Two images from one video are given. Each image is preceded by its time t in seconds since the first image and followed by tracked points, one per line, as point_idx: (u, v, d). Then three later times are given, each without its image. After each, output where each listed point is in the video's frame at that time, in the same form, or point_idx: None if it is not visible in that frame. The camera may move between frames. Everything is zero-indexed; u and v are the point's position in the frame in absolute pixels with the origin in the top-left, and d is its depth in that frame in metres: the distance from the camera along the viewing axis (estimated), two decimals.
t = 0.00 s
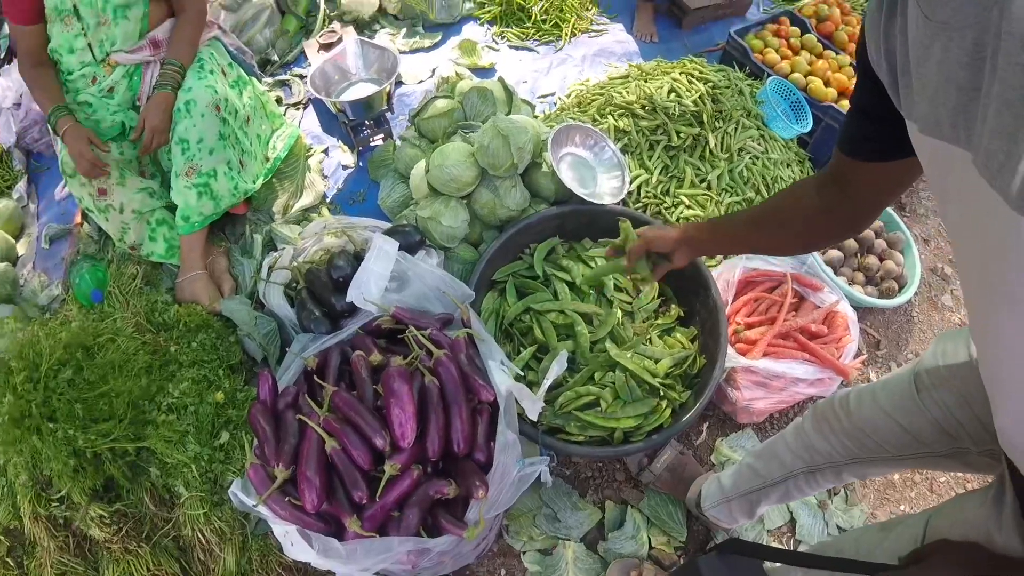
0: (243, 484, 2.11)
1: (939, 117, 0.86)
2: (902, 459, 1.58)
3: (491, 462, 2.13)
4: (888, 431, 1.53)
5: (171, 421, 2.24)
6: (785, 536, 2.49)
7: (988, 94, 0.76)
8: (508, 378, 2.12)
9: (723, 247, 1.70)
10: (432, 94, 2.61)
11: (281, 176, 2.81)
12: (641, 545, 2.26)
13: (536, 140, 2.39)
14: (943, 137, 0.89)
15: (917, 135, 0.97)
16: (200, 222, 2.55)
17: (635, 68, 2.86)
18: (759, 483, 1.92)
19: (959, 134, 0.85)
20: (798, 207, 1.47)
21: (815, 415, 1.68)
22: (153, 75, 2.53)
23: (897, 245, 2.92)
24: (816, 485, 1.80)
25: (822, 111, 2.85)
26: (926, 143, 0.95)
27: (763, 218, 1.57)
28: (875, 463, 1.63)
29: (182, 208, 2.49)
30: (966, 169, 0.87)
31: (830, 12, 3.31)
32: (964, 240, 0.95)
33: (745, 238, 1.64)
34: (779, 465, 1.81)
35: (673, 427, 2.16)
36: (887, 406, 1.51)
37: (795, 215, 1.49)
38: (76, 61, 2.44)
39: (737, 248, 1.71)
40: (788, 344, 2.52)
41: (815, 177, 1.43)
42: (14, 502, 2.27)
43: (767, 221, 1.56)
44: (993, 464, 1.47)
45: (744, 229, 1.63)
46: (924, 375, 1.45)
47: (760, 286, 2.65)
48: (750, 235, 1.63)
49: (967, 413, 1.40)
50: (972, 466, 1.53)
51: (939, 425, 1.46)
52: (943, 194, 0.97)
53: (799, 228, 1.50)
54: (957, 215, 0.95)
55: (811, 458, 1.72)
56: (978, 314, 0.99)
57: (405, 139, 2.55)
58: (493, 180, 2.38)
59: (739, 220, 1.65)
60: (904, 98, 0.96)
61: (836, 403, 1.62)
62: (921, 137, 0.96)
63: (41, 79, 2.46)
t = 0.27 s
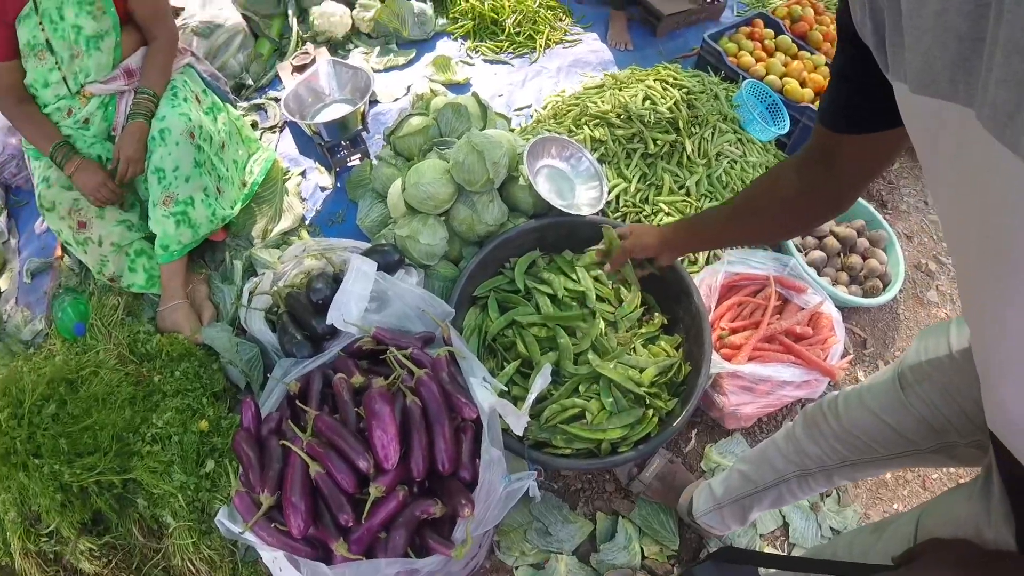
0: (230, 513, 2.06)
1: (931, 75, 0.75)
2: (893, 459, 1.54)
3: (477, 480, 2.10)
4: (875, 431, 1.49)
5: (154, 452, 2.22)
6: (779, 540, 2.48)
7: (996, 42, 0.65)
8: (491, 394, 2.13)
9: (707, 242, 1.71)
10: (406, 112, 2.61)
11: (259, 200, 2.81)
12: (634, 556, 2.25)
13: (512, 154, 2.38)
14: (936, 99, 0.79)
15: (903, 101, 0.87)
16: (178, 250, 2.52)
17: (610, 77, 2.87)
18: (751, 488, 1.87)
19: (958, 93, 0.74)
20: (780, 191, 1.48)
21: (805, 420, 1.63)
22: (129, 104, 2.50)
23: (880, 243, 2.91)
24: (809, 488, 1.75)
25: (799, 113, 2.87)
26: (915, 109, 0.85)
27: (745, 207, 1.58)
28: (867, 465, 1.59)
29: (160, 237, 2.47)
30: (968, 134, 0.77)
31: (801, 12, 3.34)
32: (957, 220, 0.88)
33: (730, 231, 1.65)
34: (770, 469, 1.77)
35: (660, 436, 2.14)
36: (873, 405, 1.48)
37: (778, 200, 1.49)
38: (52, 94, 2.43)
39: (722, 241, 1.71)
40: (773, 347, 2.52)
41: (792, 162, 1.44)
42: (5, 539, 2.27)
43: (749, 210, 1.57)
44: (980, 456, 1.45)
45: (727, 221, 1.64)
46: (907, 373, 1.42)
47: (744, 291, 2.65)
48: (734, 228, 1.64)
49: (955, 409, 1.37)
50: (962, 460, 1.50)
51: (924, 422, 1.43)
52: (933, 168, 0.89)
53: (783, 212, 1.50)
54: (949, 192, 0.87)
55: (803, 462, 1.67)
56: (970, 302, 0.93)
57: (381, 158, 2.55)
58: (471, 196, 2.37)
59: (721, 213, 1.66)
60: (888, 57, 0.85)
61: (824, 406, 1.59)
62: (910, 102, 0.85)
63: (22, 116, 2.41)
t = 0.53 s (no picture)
0: (220, 513, 2.07)
1: (963, 6, 0.74)
2: (877, 456, 1.54)
3: (467, 482, 2.08)
4: (858, 428, 1.48)
5: (145, 453, 2.22)
6: (768, 546, 2.48)
7: None
8: (481, 397, 2.14)
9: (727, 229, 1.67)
10: (398, 115, 2.62)
11: (250, 203, 2.82)
12: (622, 561, 2.26)
13: (503, 156, 2.38)
14: (955, 44, 0.78)
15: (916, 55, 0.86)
16: (170, 253, 2.52)
17: (601, 80, 2.89)
18: (738, 491, 1.86)
19: (982, 48, 0.74)
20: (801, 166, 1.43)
21: (790, 420, 1.64)
22: (118, 109, 2.55)
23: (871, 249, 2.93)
24: (796, 488, 1.74)
25: (790, 117, 2.94)
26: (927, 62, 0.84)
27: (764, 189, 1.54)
28: (853, 463, 1.58)
29: (151, 240, 2.47)
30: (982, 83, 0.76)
31: (792, 16, 3.38)
32: (958, 190, 0.86)
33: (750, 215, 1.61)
34: (756, 471, 1.77)
35: (651, 440, 2.14)
36: (853, 402, 1.48)
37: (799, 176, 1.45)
38: (42, 99, 2.47)
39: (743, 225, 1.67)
40: (764, 353, 2.53)
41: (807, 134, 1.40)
42: None
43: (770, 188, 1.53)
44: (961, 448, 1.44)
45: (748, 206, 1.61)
46: (886, 368, 1.43)
47: (734, 296, 2.67)
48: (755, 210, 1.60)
49: (932, 402, 1.37)
50: (947, 452, 1.49)
51: (904, 417, 1.42)
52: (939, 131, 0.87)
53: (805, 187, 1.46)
54: (952, 158, 0.85)
55: (787, 462, 1.67)
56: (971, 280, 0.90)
57: (372, 161, 2.55)
58: (462, 199, 2.38)
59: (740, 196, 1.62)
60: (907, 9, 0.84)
61: (808, 407, 1.59)
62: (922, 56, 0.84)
63: (10, 122, 2.44)
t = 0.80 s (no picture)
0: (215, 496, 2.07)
1: None
2: (867, 475, 1.50)
3: (464, 482, 2.08)
4: (843, 442, 1.46)
5: (145, 430, 2.24)
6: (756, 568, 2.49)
7: None
8: (483, 399, 2.13)
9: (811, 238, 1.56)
10: (414, 111, 2.63)
11: (261, 189, 2.83)
12: (609, 572, 2.26)
13: (518, 159, 2.39)
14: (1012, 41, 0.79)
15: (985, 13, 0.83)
16: (180, 234, 2.52)
17: (618, 90, 2.90)
18: (727, 505, 1.87)
19: None
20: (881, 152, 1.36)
21: (782, 433, 1.63)
22: (136, 88, 2.58)
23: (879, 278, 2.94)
24: (783, 503, 1.72)
25: (807, 138, 2.93)
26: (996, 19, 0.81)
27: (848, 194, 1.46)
28: (839, 480, 1.55)
29: (162, 220, 2.47)
30: None
31: (812, 36, 3.39)
32: (997, 209, 0.84)
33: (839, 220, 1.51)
34: (745, 482, 1.76)
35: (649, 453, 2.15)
36: (840, 415, 1.46)
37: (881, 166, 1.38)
38: (60, 75, 2.47)
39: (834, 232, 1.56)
40: (766, 375, 2.53)
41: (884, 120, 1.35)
42: None
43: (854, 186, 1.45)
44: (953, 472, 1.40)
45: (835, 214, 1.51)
46: (877, 379, 1.40)
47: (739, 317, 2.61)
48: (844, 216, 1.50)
49: (918, 416, 1.34)
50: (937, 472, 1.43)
51: (890, 432, 1.39)
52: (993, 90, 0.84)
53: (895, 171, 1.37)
54: (998, 120, 0.82)
55: (775, 474, 1.65)
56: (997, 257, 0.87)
57: (386, 155, 2.56)
58: (474, 200, 2.38)
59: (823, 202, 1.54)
60: None
61: (797, 421, 1.58)
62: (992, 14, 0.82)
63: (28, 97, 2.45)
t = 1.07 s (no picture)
0: (221, 493, 2.13)
1: None
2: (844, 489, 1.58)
3: (460, 491, 2.17)
4: (813, 453, 1.58)
5: (156, 427, 2.32)
6: None
7: None
8: (482, 413, 2.18)
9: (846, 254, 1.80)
10: (427, 133, 2.75)
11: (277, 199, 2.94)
12: None
13: (524, 185, 2.50)
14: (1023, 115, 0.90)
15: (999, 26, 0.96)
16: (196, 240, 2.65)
17: (624, 119, 3.02)
18: (710, 516, 1.91)
19: None
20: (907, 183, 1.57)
21: (762, 445, 1.76)
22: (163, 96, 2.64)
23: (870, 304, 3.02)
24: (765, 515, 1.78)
25: (804, 170, 3.03)
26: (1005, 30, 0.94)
27: (879, 218, 1.69)
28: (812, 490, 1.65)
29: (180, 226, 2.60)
30: None
31: (814, 72, 3.51)
32: (987, 261, 0.95)
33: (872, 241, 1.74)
34: (728, 493, 1.84)
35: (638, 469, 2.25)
36: (811, 426, 1.58)
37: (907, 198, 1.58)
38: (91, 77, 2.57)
39: (866, 253, 1.79)
40: (756, 398, 2.61)
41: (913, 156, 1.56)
42: None
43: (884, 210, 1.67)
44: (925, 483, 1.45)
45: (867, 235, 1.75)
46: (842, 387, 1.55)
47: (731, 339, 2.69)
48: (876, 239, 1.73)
49: (878, 423, 1.46)
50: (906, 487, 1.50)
51: (854, 442, 1.50)
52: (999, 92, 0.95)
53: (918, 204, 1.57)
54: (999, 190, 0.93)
55: (755, 482, 1.76)
56: (985, 244, 0.95)
57: (399, 174, 2.67)
58: (481, 222, 2.48)
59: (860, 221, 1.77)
60: None
61: (775, 434, 1.71)
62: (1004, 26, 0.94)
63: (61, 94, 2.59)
